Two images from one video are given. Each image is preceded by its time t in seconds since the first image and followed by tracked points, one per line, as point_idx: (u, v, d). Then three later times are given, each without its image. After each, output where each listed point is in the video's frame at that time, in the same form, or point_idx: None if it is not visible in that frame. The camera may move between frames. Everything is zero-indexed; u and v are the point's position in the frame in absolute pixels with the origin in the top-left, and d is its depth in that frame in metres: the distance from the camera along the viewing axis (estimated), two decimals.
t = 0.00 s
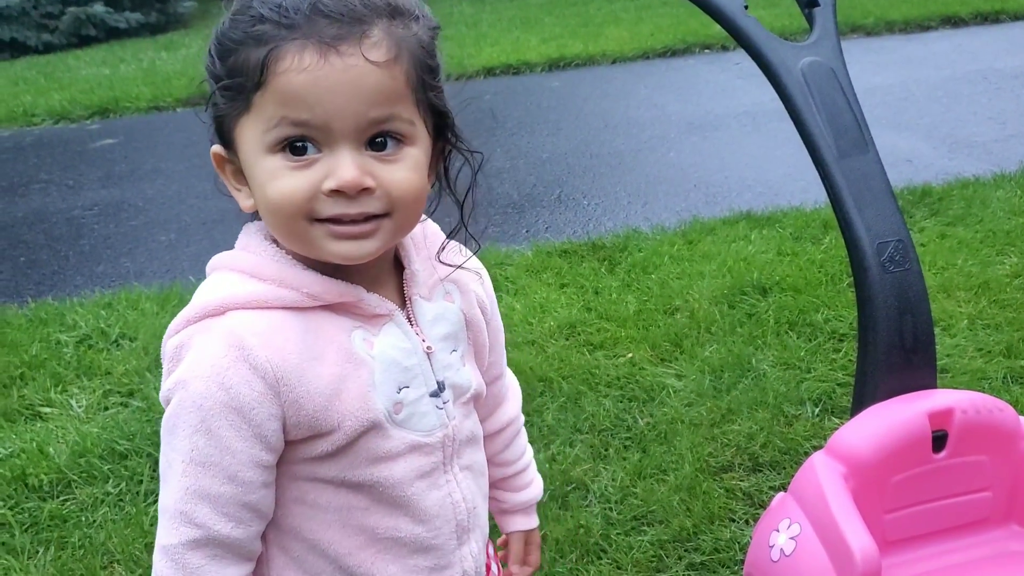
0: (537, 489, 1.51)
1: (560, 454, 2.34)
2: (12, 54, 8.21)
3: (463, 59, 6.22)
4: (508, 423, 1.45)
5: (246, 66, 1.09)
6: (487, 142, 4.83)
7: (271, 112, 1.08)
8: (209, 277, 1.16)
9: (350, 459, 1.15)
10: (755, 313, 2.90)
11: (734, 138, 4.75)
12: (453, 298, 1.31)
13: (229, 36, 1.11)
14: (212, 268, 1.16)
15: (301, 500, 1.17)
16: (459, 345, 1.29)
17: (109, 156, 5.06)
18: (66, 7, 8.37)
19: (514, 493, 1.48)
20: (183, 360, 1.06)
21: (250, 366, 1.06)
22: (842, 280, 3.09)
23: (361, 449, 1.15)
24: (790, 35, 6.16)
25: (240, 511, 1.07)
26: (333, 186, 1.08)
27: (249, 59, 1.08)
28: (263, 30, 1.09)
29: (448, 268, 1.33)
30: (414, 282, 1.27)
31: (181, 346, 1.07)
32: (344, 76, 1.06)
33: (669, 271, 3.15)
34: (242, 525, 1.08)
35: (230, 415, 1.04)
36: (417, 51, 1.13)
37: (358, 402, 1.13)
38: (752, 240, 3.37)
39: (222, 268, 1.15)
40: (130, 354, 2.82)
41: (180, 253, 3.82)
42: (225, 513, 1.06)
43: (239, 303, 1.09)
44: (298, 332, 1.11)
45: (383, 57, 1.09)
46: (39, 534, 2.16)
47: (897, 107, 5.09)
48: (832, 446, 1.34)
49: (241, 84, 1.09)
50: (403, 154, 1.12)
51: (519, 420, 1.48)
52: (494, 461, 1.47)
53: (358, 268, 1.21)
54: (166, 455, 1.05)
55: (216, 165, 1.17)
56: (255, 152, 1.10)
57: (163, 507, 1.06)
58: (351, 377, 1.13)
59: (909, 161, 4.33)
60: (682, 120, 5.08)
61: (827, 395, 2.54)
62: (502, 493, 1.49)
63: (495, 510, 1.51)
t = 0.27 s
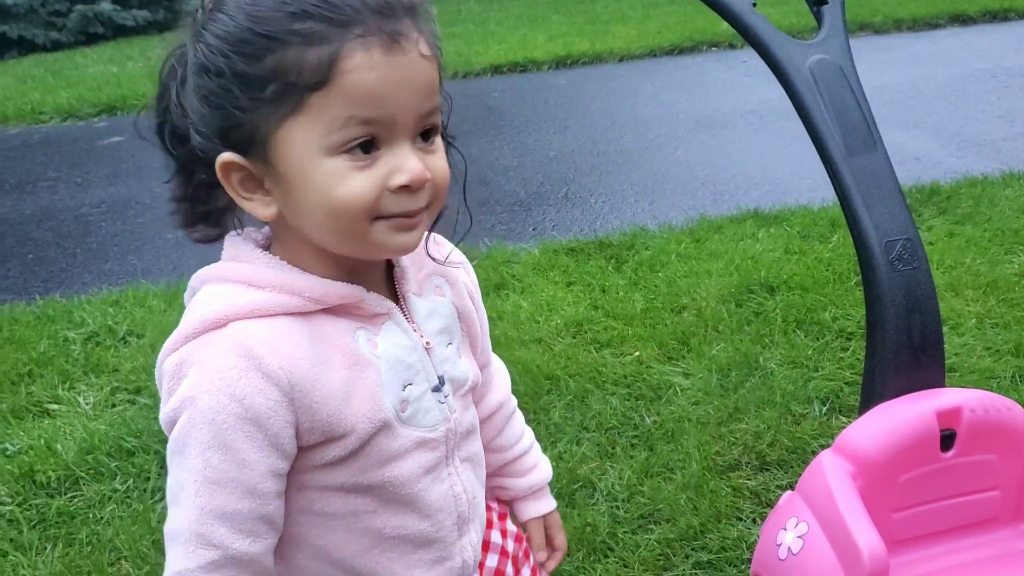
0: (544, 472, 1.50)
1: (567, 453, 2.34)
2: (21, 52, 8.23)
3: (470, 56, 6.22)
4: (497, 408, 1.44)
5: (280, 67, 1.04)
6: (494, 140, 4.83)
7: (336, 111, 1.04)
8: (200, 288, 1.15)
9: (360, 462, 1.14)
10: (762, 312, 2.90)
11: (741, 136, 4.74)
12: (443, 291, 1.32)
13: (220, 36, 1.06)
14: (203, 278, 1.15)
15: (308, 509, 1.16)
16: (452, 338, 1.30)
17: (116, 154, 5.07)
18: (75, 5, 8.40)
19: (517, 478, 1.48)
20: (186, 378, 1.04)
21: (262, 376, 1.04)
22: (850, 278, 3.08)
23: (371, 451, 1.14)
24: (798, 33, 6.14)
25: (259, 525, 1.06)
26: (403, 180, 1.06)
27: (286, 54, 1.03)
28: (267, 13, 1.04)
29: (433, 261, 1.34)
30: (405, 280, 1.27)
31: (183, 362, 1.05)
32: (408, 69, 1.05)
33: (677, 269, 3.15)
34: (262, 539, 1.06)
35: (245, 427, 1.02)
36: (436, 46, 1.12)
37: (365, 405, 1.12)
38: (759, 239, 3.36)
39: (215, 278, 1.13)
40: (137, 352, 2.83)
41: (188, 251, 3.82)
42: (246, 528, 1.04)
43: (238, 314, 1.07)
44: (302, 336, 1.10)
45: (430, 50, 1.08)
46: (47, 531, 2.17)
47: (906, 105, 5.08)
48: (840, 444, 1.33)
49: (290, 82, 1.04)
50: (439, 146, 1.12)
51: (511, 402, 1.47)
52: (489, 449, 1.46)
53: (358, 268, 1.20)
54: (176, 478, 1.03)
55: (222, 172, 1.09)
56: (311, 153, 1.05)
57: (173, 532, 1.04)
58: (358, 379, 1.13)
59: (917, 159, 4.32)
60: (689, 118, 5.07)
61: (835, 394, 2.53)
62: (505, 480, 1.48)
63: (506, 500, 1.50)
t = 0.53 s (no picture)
0: (547, 435, 1.56)
1: (570, 450, 2.34)
2: (24, 49, 8.23)
3: (473, 53, 6.22)
4: (507, 387, 1.47)
5: (322, 63, 1.06)
6: (498, 137, 4.83)
7: (385, 103, 1.06)
8: (223, 297, 1.16)
9: (389, 460, 1.18)
10: (765, 309, 2.89)
11: (745, 134, 4.74)
12: (460, 288, 1.34)
13: (255, 39, 1.07)
14: (227, 287, 1.16)
15: (339, 509, 1.20)
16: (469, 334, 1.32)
17: (120, 151, 5.07)
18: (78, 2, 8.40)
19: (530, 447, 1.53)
20: (218, 389, 1.06)
21: (297, 384, 1.07)
22: (854, 275, 3.08)
23: (400, 448, 1.17)
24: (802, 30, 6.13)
25: (298, 525, 1.10)
26: (450, 163, 1.10)
27: (328, 52, 1.06)
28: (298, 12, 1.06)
29: (444, 260, 1.35)
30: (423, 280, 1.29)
31: (213, 375, 1.07)
32: (444, 56, 1.09)
33: (679, 266, 3.15)
34: (300, 537, 1.10)
35: (284, 432, 1.06)
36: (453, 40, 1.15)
37: (395, 405, 1.15)
38: (763, 236, 3.36)
39: (240, 287, 1.15)
40: (140, 348, 2.83)
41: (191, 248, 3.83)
42: (288, 529, 1.09)
43: (267, 323, 1.09)
44: (333, 341, 1.13)
45: (454, 38, 1.12)
46: (50, 527, 2.18)
47: (910, 103, 5.07)
48: (842, 442, 1.33)
49: (337, 76, 1.06)
50: (466, 132, 1.16)
51: (517, 377, 1.49)
52: (500, 425, 1.50)
53: (381, 268, 1.22)
54: (215, 488, 1.06)
55: (263, 176, 1.09)
56: (361, 147, 1.07)
57: (219, 541, 1.07)
58: (389, 381, 1.15)
59: (920, 156, 4.32)
60: (693, 115, 5.07)
61: (837, 391, 2.53)
62: (517, 451, 1.53)
63: (516, 466, 1.56)
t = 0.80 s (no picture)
0: (533, 430, 1.54)
1: (574, 446, 2.34)
2: (28, 47, 8.25)
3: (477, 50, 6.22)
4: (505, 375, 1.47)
5: (371, 60, 1.06)
6: (502, 135, 4.82)
7: (432, 97, 1.07)
8: (254, 285, 1.15)
9: (423, 439, 1.18)
10: (769, 306, 2.89)
11: (750, 130, 4.73)
12: (477, 275, 1.36)
13: (301, 35, 1.07)
14: (259, 275, 1.14)
15: (372, 488, 1.19)
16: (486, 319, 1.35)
17: (124, 148, 5.08)
18: None
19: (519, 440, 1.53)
20: (260, 373, 1.05)
21: (342, 364, 1.07)
22: (858, 272, 3.07)
23: (436, 426, 1.18)
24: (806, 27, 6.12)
25: (344, 504, 1.09)
26: (490, 150, 1.12)
27: (376, 48, 1.06)
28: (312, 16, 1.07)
29: (463, 246, 1.37)
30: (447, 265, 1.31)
31: (253, 359, 1.06)
32: (480, 48, 1.11)
33: (684, 263, 3.14)
34: (347, 515, 1.10)
35: (331, 412, 1.05)
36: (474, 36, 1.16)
37: (432, 385, 1.15)
38: (767, 233, 3.35)
39: (275, 274, 1.14)
40: (145, 346, 2.84)
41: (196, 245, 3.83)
42: (336, 508, 1.08)
43: (306, 307, 1.09)
44: (370, 323, 1.13)
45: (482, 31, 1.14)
46: (56, 524, 2.19)
47: (915, 99, 5.06)
48: (847, 438, 1.33)
49: (388, 72, 1.06)
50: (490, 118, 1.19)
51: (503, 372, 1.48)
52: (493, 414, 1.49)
53: (408, 255, 1.23)
54: (262, 472, 1.05)
55: (310, 171, 1.08)
56: (410, 140, 1.08)
57: (264, 526, 1.06)
58: (426, 362, 1.16)
59: (926, 153, 4.30)
60: (698, 112, 5.06)
61: (841, 387, 2.53)
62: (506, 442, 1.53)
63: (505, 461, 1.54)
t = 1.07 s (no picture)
0: (519, 435, 1.54)
1: (574, 446, 2.34)
2: (28, 47, 8.25)
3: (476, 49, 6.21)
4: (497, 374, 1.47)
5: (384, 54, 1.07)
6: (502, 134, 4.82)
7: (438, 94, 1.08)
8: (257, 272, 1.15)
9: (422, 425, 1.18)
10: (769, 305, 2.89)
11: (750, 129, 4.73)
12: (476, 269, 1.36)
13: (320, 26, 1.07)
14: (263, 262, 1.15)
15: (371, 475, 1.19)
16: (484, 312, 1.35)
17: (124, 149, 5.08)
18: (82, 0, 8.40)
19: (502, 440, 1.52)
20: (262, 356, 1.06)
21: (343, 347, 1.07)
22: (858, 271, 3.07)
23: (434, 412, 1.18)
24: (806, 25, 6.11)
25: (345, 486, 1.10)
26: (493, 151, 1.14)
27: (390, 43, 1.07)
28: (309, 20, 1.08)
29: (464, 239, 1.37)
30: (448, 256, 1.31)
31: (255, 343, 1.07)
32: (486, 49, 1.12)
33: (683, 263, 3.14)
34: (348, 497, 1.11)
35: (332, 394, 1.06)
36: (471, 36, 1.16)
37: (430, 371, 1.16)
38: (767, 232, 3.35)
39: (278, 260, 1.14)
40: (146, 346, 2.84)
41: (196, 245, 3.83)
42: (338, 490, 1.09)
43: (309, 292, 1.10)
44: (371, 309, 1.13)
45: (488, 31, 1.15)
46: (56, 524, 2.19)
47: (915, 97, 5.06)
48: (846, 437, 1.32)
49: (400, 67, 1.07)
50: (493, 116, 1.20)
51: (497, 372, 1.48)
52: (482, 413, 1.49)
53: (407, 246, 1.23)
54: (264, 453, 1.06)
55: (319, 159, 1.09)
56: (415, 134, 1.09)
57: (267, 506, 1.06)
58: (426, 347, 1.16)
59: (926, 151, 4.30)
60: (698, 111, 5.06)
61: (841, 386, 2.53)
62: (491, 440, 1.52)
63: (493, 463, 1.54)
